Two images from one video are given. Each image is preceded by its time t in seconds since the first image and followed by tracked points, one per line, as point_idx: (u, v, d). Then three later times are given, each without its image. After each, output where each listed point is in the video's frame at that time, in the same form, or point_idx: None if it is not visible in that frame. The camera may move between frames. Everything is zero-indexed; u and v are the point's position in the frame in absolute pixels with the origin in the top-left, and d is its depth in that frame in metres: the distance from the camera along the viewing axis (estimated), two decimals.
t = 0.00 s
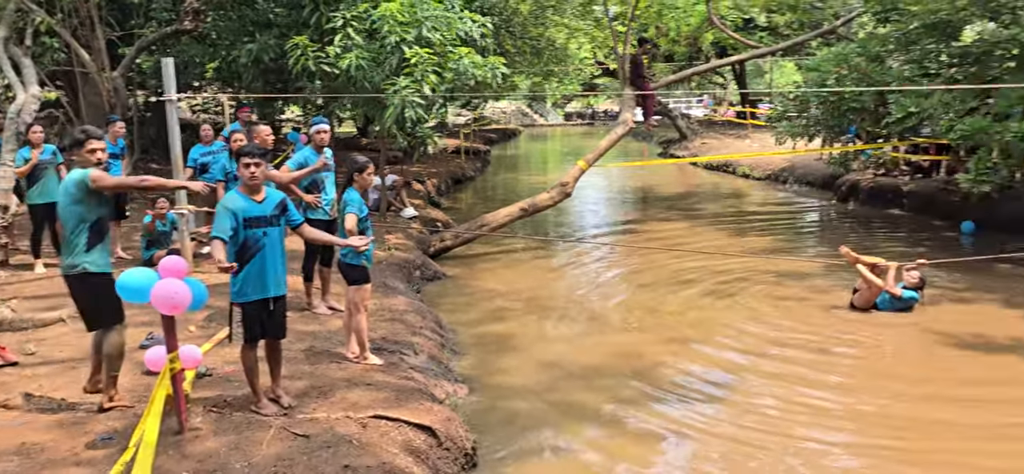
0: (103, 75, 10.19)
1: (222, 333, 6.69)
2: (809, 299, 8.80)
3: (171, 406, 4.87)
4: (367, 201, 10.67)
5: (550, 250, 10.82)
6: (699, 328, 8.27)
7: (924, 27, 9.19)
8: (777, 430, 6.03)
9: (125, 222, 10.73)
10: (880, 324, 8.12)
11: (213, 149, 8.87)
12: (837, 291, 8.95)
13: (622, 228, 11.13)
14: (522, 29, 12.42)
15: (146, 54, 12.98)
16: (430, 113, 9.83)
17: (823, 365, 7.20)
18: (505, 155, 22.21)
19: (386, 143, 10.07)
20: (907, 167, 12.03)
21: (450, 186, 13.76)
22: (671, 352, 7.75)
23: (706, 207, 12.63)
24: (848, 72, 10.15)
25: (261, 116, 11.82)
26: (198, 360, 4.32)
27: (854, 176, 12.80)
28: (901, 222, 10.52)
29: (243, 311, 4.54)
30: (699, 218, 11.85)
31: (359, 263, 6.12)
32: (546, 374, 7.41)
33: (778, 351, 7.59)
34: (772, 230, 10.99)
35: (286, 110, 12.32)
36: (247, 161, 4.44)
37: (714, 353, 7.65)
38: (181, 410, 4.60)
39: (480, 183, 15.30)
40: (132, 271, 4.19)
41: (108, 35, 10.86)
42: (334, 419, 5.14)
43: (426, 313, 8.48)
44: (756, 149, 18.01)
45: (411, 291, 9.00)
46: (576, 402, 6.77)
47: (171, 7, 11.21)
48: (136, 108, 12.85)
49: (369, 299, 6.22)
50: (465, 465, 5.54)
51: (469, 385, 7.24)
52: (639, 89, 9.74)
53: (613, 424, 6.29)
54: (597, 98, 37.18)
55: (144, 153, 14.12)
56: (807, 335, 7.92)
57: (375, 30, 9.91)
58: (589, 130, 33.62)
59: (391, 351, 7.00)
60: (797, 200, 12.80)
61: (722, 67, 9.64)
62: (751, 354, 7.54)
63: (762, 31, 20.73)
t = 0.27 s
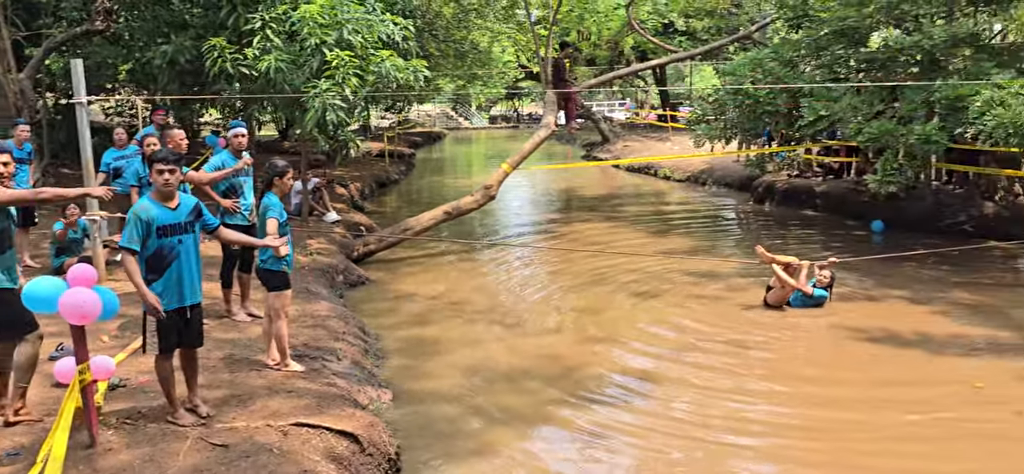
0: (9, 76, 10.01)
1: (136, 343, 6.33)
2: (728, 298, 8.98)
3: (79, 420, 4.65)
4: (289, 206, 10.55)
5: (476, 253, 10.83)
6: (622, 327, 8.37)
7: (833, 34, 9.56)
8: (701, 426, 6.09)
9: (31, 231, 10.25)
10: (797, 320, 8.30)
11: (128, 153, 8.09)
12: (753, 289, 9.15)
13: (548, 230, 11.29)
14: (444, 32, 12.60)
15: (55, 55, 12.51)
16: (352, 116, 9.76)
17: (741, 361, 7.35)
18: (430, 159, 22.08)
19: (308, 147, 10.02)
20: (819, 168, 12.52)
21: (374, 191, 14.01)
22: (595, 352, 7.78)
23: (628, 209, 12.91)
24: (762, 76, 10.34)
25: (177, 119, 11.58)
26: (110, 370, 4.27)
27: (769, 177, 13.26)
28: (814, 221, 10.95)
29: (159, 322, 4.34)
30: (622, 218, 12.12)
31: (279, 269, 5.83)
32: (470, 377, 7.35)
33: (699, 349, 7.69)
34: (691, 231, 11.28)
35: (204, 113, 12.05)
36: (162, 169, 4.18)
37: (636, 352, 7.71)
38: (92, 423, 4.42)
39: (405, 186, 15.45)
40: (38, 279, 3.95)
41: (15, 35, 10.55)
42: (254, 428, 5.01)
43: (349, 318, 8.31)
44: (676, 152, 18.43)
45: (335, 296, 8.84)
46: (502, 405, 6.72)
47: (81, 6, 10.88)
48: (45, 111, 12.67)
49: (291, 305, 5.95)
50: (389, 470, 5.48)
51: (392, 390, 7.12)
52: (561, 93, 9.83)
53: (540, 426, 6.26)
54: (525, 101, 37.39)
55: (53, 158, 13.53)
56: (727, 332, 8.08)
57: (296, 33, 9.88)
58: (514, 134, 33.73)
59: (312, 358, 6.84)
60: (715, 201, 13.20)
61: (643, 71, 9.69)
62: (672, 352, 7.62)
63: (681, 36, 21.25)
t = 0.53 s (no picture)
0: None
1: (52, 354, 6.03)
2: (657, 296, 9.13)
3: None
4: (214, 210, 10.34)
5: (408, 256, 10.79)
6: (553, 326, 8.42)
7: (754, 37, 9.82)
8: (634, 423, 6.13)
9: None
10: (726, 316, 8.45)
11: (41, 158, 7.43)
12: (681, 287, 9.31)
13: (481, 232, 11.38)
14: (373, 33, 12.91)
15: None
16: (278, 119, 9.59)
17: (670, 356, 7.47)
18: (359, 162, 21.84)
19: (232, 149, 9.83)
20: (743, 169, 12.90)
21: (303, 194, 13.95)
22: (528, 352, 7.78)
23: (559, 210, 13.09)
24: (687, 78, 10.58)
25: (95, 122, 11.27)
26: (25, 383, 4.30)
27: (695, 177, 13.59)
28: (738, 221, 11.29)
29: (77, 334, 4.09)
30: (553, 220, 12.29)
31: (204, 275, 5.63)
32: (402, 381, 7.26)
33: (630, 346, 7.77)
34: (621, 231, 11.48)
35: (124, 115, 11.72)
36: (77, 174, 3.95)
37: (568, 350, 7.75)
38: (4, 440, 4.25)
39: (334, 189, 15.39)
40: None
41: None
42: (179, 439, 4.87)
43: (277, 324, 8.12)
44: (605, 153, 18.78)
45: (262, 302, 8.64)
46: (436, 408, 6.65)
47: None
48: None
49: (216, 312, 5.81)
50: None
51: (323, 396, 6.99)
52: (490, 96, 9.84)
53: (474, 427, 6.21)
54: (457, 103, 37.36)
55: None
56: (656, 328, 8.20)
57: (219, 33, 9.70)
58: (446, 135, 33.67)
59: (239, 366, 6.67)
60: (643, 202, 13.50)
61: (571, 74, 9.77)
62: (604, 349, 7.68)
63: (608, 39, 21.63)
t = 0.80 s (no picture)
0: None
1: None
2: (583, 294, 9.24)
3: None
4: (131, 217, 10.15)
5: (335, 261, 10.73)
6: (480, 325, 8.45)
7: (674, 41, 10.09)
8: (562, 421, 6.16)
9: None
10: (652, 313, 8.58)
11: None
12: (607, 287, 9.42)
13: (411, 236, 11.51)
14: (295, 34, 13.42)
15: None
16: (197, 122, 9.34)
17: (594, 352, 7.58)
18: (284, 165, 21.50)
19: (149, 153, 9.57)
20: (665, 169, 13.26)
21: (225, 199, 13.92)
22: (456, 352, 7.76)
23: (488, 212, 13.26)
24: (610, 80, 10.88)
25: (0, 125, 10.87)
26: None
27: (619, 177, 13.94)
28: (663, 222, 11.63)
29: None
30: (483, 223, 12.46)
31: (120, 282, 5.35)
32: (327, 386, 7.14)
33: (557, 344, 7.83)
34: (549, 233, 11.63)
35: (32, 118, 11.31)
36: None
37: (496, 350, 7.76)
38: None
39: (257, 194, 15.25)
40: None
41: None
42: (94, 453, 4.78)
43: (198, 332, 7.88)
44: (531, 154, 19.07)
45: (183, 309, 8.39)
46: (363, 412, 6.56)
47: None
48: None
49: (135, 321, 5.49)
50: None
51: (247, 405, 6.81)
52: (417, 98, 9.95)
53: (403, 430, 6.16)
54: (383, 105, 37.13)
55: None
56: (582, 325, 8.30)
57: (133, 33, 9.45)
58: (371, 137, 33.37)
59: (159, 376, 6.43)
60: (570, 203, 13.78)
61: (496, 75, 9.82)
62: (532, 348, 7.74)
63: (533, 41, 21.91)
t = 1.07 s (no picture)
0: None
1: None
2: (516, 292, 9.28)
3: None
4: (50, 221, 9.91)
5: (266, 263, 10.58)
6: (413, 324, 8.41)
7: (603, 39, 10.56)
8: (496, 416, 6.15)
9: None
10: (585, 309, 8.64)
11: None
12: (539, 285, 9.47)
13: (344, 238, 11.54)
14: (220, 34, 14.24)
15: None
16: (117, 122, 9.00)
17: (525, 347, 7.61)
18: (210, 166, 21.02)
19: (67, 155, 9.17)
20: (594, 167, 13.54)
21: (149, 201, 13.68)
22: (388, 352, 7.68)
23: (421, 212, 13.34)
24: (539, 79, 11.15)
25: None
26: None
27: (550, 176, 14.17)
28: (593, 221, 11.89)
29: None
30: (416, 223, 12.53)
31: (35, 289, 5.08)
32: (255, 388, 6.96)
33: (489, 340, 7.85)
34: (482, 232, 11.73)
35: None
36: None
37: (427, 348, 7.72)
38: None
39: (184, 195, 14.98)
40: None
41: None
42: (7, 467, 4.63)
43: (121, 337, 7.61)
44: (463, 153, 19.16)
45: (106, 315, 8.10)
46: (293, 412, 6.42)
47: None
48: None
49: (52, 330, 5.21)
50: None
51: (173, 409, 6.56)
52: (346, 97, 9.91)
53: (335, 429, 6.05)
54: (313, 107, 36.62)
55: None
56: (515, 322, 8.32)
57: (49, 31, 9.17)
58: (302, 138, 32.87)
59: (78, 384, 6.15)
60: (502, 202, 13.97)
61: (426, 74, 9.74)
62: (465, 345, 7.73)
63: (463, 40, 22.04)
